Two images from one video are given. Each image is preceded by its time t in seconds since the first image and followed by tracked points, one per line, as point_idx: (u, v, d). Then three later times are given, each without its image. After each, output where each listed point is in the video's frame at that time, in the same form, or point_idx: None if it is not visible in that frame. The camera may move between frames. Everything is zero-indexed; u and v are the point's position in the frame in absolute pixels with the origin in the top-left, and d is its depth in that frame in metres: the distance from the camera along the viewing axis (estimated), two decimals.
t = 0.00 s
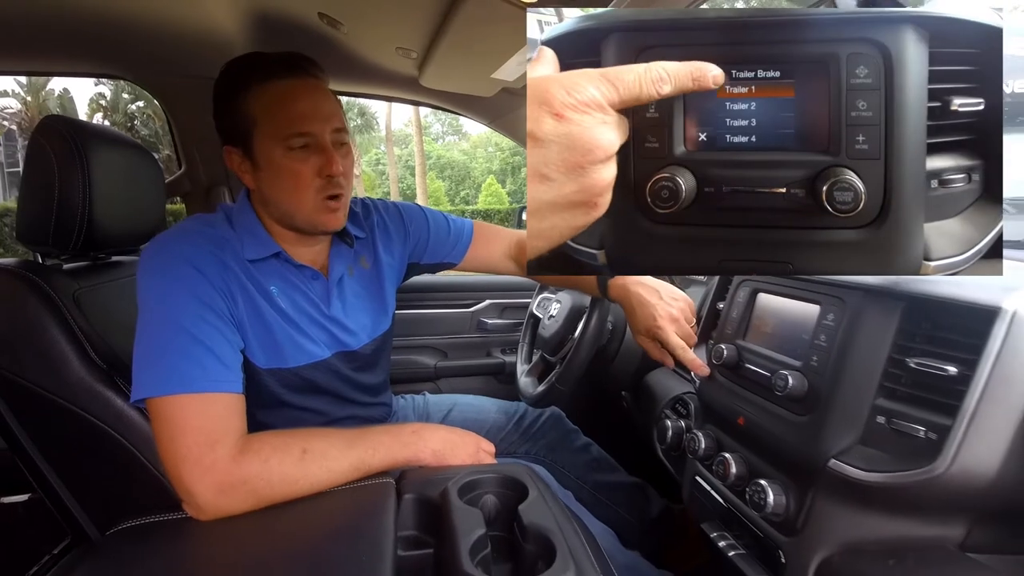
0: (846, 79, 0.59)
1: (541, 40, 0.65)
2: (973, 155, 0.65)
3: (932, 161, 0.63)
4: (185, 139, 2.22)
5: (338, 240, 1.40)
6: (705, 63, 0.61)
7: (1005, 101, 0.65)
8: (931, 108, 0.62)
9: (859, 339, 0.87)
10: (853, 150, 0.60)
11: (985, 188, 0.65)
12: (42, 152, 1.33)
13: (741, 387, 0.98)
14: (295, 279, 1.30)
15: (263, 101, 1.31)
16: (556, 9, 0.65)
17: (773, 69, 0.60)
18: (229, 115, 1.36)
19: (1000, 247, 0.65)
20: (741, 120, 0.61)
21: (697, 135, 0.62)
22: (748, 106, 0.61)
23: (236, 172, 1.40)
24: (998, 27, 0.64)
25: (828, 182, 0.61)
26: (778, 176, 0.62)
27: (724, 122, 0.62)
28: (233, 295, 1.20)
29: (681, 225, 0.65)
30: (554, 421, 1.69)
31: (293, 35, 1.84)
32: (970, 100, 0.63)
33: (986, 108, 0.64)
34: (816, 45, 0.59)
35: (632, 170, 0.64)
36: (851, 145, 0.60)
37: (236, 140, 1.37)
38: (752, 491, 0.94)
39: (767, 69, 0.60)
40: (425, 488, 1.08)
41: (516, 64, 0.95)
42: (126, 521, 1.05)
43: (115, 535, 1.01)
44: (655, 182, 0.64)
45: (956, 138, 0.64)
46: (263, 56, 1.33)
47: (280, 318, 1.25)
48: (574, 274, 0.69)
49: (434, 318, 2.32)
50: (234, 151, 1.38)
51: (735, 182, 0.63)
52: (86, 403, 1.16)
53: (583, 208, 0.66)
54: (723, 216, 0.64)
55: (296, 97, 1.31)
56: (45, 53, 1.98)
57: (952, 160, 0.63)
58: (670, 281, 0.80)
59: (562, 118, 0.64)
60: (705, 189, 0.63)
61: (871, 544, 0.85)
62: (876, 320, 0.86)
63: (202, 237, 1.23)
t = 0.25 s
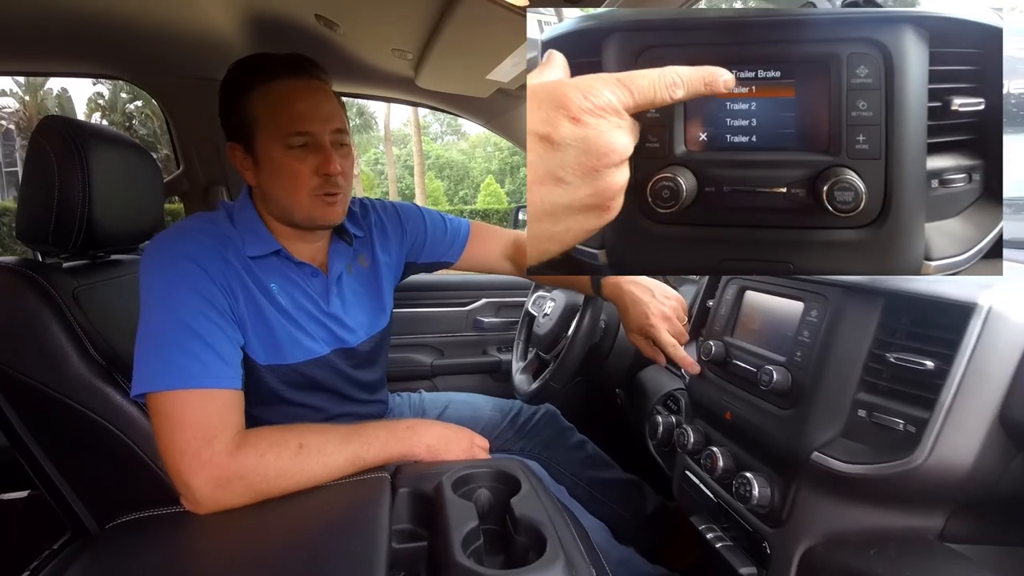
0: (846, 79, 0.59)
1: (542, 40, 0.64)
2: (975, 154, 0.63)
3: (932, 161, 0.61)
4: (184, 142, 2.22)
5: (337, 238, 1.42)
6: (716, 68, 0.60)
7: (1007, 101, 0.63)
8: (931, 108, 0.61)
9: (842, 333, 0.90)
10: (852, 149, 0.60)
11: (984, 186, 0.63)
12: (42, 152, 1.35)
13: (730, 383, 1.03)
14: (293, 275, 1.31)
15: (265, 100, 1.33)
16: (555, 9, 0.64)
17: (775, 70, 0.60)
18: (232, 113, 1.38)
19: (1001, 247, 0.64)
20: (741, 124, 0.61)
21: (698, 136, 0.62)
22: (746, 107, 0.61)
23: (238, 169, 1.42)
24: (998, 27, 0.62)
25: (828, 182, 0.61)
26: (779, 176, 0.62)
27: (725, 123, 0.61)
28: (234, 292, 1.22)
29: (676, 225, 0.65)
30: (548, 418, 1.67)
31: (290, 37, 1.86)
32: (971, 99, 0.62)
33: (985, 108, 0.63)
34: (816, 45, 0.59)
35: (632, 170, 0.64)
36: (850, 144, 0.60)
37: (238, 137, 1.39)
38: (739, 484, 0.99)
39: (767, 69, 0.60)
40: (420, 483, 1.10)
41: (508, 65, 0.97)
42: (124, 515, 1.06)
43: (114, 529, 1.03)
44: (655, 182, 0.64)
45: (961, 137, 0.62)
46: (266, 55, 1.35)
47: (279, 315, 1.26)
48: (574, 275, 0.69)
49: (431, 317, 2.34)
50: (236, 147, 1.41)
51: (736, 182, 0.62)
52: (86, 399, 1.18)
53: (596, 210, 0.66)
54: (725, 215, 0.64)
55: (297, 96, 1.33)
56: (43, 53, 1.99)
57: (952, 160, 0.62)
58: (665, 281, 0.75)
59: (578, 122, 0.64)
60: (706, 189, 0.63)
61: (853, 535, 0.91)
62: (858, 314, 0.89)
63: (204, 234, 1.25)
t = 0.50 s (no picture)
0: (847, 78, 0.59)
1: (543, 39, 0.65)
2: (976, 155, 0.63)
3: (932, 161, 0.62)
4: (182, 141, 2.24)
5: (334, 237, 1.43)
6: (721, 69, 0.61)
7: (1005, 102, 0.64)
8: (931, 107, 0.61)
9: (830, 329, 0.92)
10: (851, 148, 0.60)
11: (983, 186, 0.64)
12: (41, 151, 1.36)
13: (721, 380, 1.05)
14: (291, 274, 1.32)
15: (263, 99, 1.35)
16: (556, 9, 0.64)
17: (776, 69, 0.60)
18: (230, 113, 1.40)
19: (1001, 247, 0.64)
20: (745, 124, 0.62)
21: (699, 134, 0.62)
22: (749, 106, 0.61)
23: (236, 169, 1.43)
24: (999, 26, 0.63)
25: (829, 181, 0.61)
26: (779, 175, 0.62)
27: (726, 122, 0.62)
28: (232, 290, 1.23)
29: (673, 222, 0.65)
30: (545, 418, 1.66)
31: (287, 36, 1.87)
32: (971, 99, 0.62)
33: (986, 107, 0.63)
34: (817, 44, 0.59)
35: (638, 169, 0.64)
36: (850, 144, 0.60)
37: (236, 137, 1.40)
38: (731, 479, 1.02)
39: (767, 68, 0.60)
40: (416, 479, 1.11)
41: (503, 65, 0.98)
42: (124, 511, 1.08)
43: (113, 524, 1.03)
44: (655, 181, 0.64)
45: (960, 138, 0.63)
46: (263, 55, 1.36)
47: (277, 313, 1.27)
48: (574, 274, 0.69)
49: (429, 316, 2.36)
50: (234, 147, 1.42)
51: (736, 181, 0.63)
52: (85, 396, 1.19)
53: (607, 208, 0.65)
54: (722, 215, 0.64)
55: (295, 96, 1.35)
56: (41, 53, 2.00)
57: (952, 160, 0.62)
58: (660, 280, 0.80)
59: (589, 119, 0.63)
60: (706, 188, 0.64)
61: (844, 527, 0.93)
62: (846, 312, 0.91)
63: (203, 233, 1.26)
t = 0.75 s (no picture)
0: (847, 78, 0.58)
1: (544, 39, 0.62)
2: (975, 155, 0.63)
3: (932, 161, 0.61)
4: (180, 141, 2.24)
5: (332, 236, 1.44)
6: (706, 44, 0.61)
7: (1004, 103, 0.63)
8: (931, 107, 0.61)
9: (824, 327, 0.93)
10: (852, 148, 0.59)
11: (983, 188, 0.64)
12: (40, 151, 1.36)
13: (716, 376, 1.06)
14: (290, 273, 1.33)
15: (260, 99, 1.35)
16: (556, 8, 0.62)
17: (777, 69, 0.60)
18: (228, 113, 1.40)
19: (1000, 247, 0.64)
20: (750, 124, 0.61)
21: (699, 135, 0.62)
22: (755, 106, 0.61)
23: (234, 168, 1.44)
24: (998, 26, 0.63)
25: (830, 181, 0.60)
26: (781, 175, 0.61)
27: (727, 122, 0.61)
28: (230, 289, 1.24)
29: (675, 222, 0.65)
30: (544, 415, 1.66)
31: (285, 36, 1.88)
32: (971, 99, 0.62)
33: (986, 107, 0.63)
34: (816, 43, 0.59)
35: (637, 169, 0.64)
36: (851, 143, 0.59)
37: (234, 136, 1.41)
38: (726, 475, 1.03)
39: (767, 68, 0.60)
40: (415, 476, 1.12)
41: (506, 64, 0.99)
42: (124, 509, 1.08)
43: (113, 521, 1.04)
44: (656, 181, 0.63)
45: (962, 138, 0.62)
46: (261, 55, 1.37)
47: (275, 312, 1.28)
48: (573, 273, 0.70)
49: (427, 315, 2.36)
50: (232, 146, 1.42)
51: (736, 181, 0.62)
52: (84, 394, 1.20)
53: (573, 210, 0.65)
54: (722, 215, 0.64)
55: (292, 96, 1.35)
56: (38, 53, 2.01)
57: (952, 159, 0.62)
58: (655, 282, 0.77)
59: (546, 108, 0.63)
60: (708, 188, 0.63)
61: (837, 523, 0.94)
62: (840, 310, 0.93)
63: (201, 232, 1.27)
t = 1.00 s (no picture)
0: (848, 77, 0.61)
1: (544, 39, 0.68)
2: (976, 155, 0.65)
3: (932, 160, 0.64)
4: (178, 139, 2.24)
5: (331, 234, 1.44)
6: (646, 95, 0.65)
7: (1005, 102, 0.65)
8: (931, 107, 0.63)
9: (820, 323, 0.94)
10: (853, 147, 0.62)
11: (984, 186, 0.66)
12: (39, 149, 1.37)
13: (711, 373, 1.06)
14: (288, 270, 1.33)
15: (256, 98, 1.36)
16: (558, 9, 0.67)
17: (776, 68, 0.62)
18: (225, 112, 1.41)
19: (1000, 247, 0.66)
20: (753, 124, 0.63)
21: (698, 135, 0.64)
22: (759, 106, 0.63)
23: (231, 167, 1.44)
24: (999, 25, 0.64)
25: (830, 180, 0.63)
26: (780, 174, 0.64)
27: (727, 121, 0.64)
28: (228, 286, 1.24)
29: (674, 221, 0.68)
30: (541, 413, 1.66)
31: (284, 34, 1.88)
32: (971, 98, 0.64)
33: (986, 106, 0.65)
34: (819, 43, 0.61)
35: (637, 169, 0.67)
36: (852, 142, 0.62)
37: (230, 136, 1.41)
38: (723, 471, 1.04)
39: (768, 67, 0.62)
40: (413, 473, 1.12)
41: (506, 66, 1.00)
42: (124, 505, 1.08)
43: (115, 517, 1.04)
44: (657, 180, 0.67)
45: (960, 138, 0.64)
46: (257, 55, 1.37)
47: (275, 309, 1.28)
48: (574, 273, 0.73)
49: (425, 314, 2.37)
50: (229, 145, 1.43)
51: (735, 181, 0.65)
52: (84, 392, 1.20)
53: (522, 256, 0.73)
54: (723, 214, 0.67)
55: (288, 95, 1.35)
56: (36, 51, 2.01)
57: (953, 159, 0.64)
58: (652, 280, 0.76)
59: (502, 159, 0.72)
60: (707, 188, 0.66)
61: (832, 518, 0.96)
62: (836, 305, 0.94)
63: (196, 230, 1.27)
